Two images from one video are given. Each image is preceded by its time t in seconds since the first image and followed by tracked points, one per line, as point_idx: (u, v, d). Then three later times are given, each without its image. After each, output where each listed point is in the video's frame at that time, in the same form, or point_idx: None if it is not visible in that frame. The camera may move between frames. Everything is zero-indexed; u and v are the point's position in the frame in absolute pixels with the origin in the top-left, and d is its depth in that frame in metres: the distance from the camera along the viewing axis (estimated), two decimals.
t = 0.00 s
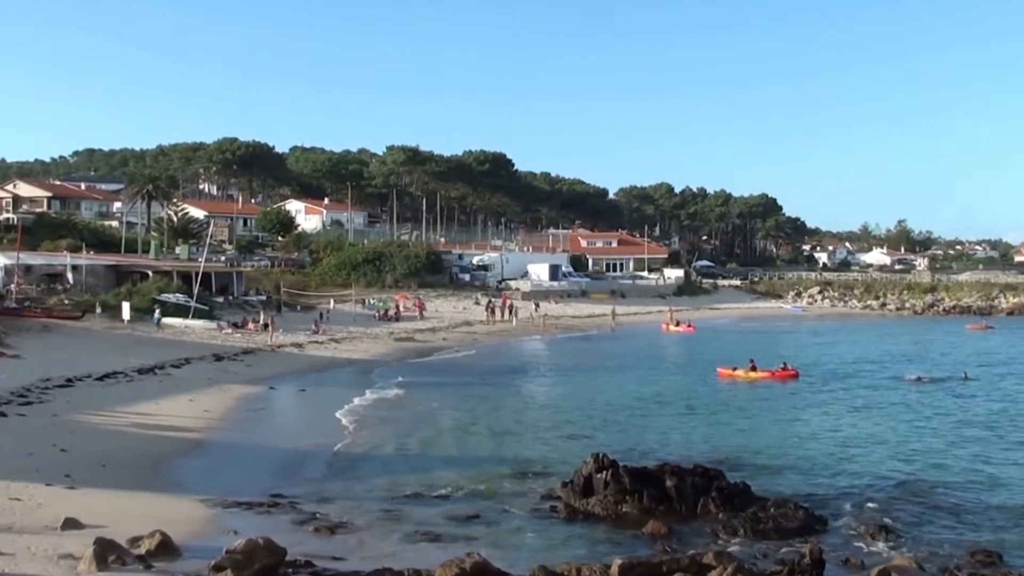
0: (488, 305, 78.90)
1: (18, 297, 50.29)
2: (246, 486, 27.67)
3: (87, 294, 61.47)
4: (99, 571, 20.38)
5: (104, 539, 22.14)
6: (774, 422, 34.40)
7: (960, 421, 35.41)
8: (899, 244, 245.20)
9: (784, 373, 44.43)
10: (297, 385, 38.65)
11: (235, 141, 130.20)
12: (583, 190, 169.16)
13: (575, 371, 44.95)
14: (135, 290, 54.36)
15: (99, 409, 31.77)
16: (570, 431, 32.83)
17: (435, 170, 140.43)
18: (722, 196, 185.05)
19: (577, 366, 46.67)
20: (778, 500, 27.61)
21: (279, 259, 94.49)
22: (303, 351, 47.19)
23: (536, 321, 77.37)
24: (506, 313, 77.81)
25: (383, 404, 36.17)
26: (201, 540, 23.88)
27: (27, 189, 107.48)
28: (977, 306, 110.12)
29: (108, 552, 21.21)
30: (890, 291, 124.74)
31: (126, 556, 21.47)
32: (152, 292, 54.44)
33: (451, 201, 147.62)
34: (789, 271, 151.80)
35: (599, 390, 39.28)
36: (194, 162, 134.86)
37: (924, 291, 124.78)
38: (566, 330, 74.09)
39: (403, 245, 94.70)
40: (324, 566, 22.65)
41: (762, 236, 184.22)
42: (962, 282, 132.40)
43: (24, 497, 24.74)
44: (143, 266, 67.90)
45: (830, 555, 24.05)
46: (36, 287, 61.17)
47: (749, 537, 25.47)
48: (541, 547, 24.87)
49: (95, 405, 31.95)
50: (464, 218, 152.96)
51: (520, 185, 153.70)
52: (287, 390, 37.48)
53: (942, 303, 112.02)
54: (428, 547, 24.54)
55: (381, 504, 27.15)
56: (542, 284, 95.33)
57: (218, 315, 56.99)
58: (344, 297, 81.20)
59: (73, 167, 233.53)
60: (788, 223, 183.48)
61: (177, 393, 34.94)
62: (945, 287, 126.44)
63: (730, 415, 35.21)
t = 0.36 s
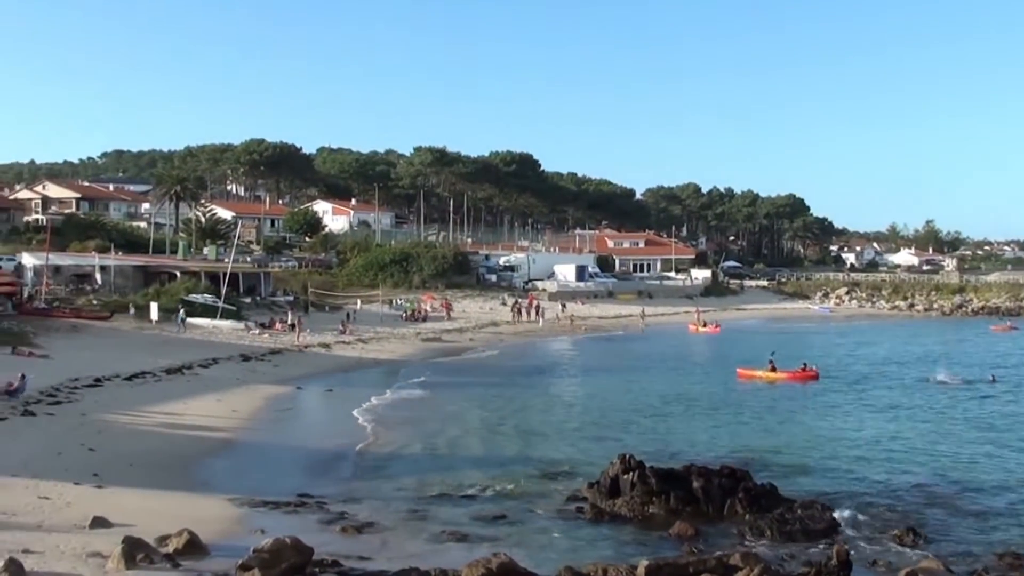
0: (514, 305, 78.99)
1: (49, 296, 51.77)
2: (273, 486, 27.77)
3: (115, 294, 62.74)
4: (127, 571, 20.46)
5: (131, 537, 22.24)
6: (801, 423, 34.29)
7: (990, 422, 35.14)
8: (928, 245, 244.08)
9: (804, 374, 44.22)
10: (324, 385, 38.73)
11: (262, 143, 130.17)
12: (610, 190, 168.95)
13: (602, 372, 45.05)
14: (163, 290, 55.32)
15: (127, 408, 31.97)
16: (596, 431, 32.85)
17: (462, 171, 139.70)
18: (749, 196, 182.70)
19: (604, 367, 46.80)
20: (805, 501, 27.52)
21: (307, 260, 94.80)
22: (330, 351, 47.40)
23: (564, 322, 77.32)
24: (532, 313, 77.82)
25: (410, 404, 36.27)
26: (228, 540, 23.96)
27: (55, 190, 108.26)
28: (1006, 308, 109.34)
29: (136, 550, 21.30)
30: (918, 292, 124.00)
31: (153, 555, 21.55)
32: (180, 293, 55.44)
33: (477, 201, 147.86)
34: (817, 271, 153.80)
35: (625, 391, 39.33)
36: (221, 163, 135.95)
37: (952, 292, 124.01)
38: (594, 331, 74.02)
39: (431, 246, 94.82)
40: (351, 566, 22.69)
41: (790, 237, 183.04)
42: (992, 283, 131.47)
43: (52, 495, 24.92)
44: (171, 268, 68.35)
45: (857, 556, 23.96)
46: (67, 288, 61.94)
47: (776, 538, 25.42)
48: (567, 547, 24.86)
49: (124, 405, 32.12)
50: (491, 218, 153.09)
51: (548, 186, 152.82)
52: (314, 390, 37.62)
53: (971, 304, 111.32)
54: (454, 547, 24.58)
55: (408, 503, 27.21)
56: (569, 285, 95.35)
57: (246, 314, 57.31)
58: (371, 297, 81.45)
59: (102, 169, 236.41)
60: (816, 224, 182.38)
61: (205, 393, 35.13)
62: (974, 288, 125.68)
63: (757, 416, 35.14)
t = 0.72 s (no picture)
0: (543, 306, 79.38)
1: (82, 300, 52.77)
2: (303, 486, 27.83)
3: (145, 294, 62.98)
4: (156, 570, 20.50)
5: (161, 537, 22.29)
6: (831, 424, 34.22)
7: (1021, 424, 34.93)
8: (958, 246, 244.74)
9: (827, 375, 44.20)
10: (353, 385, 38.86)
11: (292, 143, 131.87)
12: (640, 190, 168.97)
13: (631, 371, 45.23)
14: (194, 291, 55.64)
15: (157, 408, 32.17)
16: (625, 431, 32.88)
17: (492, 171, 142.00)
18: (778, 196, 183.27)
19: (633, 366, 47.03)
20: (835, 503, 27.47)
21: (337, 261, 95.26)
22: (360, 351, 47.69)
23: (595, 323, 77.34)
24: (561, 314, 78.10)
25: (440, 404, 36.38)
26: (257, 540, 23.98)
27: (86, 191, 109.51)
28: None
29: (166, 550, 21.33)
30: (948, 292, 123.47)
31: (183, 554, 21.58)
32: (210, 293, 56.00)
33: (507, 202, 147.85)
34: (849, 271, 155.97)
35: (653, 391, 39.45)
36: (252, 163, 138.09)
37: (982, 293, 123.36)
38: (625, 331, 74.02)
39: (460, 246, 95.02)
40: (380, 566, 22.70)
41: (820, 237, 182.15)
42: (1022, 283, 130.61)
43: (83, 495, 25.04)
44: (202, 268, 68.57)
45: (888, 558, 23.85)
46: (99, 288, 62.67)
47: (807, 540, 25.35)
48: (596, 548, 24.84)
49: (154, 406, 32.31)
50: (520, 219, 153.57)
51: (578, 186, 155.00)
52: (344, 390, 37.76)
53: (1001, 305, 110.73)
54: (483, 547, 24.59)
55: (437, 504, 27.24)
56: (597, 285, 95.10)
57: (276, 316, 57.79)
58: (401, 297, 81.72)
59: (132, 169, 240.31)
60: (845, 225, 181.23)
61: (234, 393, 35.29)
62: (1004, 289, 125.01)
63: (787, 416, 35.10)
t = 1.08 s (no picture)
0: (571, 306, 79.60)
1: (113, 304, 53.35)
2: (333, 486, 27.91)
3: (175, 294, 63.54)
4: (186, 569, 20.54)
5: (191, 537, 22.29)
6: (860, 425, 34.13)
7: None
8: (989, 245, 243.36)
9: (848, 375, 44.17)
10: (382, 385, 39.02)
11: (320, 144, 134.43)
12: (669, 190, 168.96)
13: (659, 371, 45.34)
14: (224, 290, 56.12)
15: (186, 408, 32.43)
16: (655, 432, 32.90)
17: (520, 172, 143.08)
18: (808, 196, 182.28)
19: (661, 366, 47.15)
20: (864, 505, 27.35)
21: (366, 261, 95.68)
22: (389, 351, 47.99)
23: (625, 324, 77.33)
24: (589, 314, 78.34)
25: (470, 404, 36.50)
26: (286, 539, 23.97)
27: (115, 191, 110.58)
28: None
29: (196, 549, 21.34)
30: (977, 293, 122.76)
31: (213, 553, 21.62)
32: (239, 293, 56.47)
33: (535, 203, 148.64)
34: (878, 271, 155.66)
35: (681, 391, 39.54)
36: (281, 164, 140.20)
37: (1012, 293, 122.50)
38: (654, 331, 73.96)
39: (488, 246, 95.06)
40: (410, 565, 22.68)
41: (849, 237, 181.10)
42: None
43: (113, 494, 25.16)
44: (231, 268, 69.05)
45: (918, 560, 23.71)
46: (128, 288, 63.29)
47: (836, 541, 25.26)
48: (625, 549, 24.76)
49: (184, 405, 32.55)
50: (549, 220, 153.65)
51: (605, 186, 155.25)
52: (373, 390, 37.95)
53: None
54: (511, 546, 24.57)
55: (466, 504, 27.25)
56: (626, 286, 94.78)
57: (304, 316, 58.23)
58: (430, 297, 81.96)
59: (164, 169, 243.09)
60: (875, 224, 178.96)
61: (263, 393, 35.57)
62: None
63: (816, 417, 35.03)
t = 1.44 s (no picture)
0: (597, 306, 79.59)
1: (139, 304, 53.66)
2: (361, 484, 28.00)
3: (202, 294, 63.99)
4: (213, 568, 20.54)
5: (217, 535, 22.33)
6: (887, 426, 33.96)
7: None
8: (1017, 245, 241.52)
9: (868, 375, 44.02)
10: (409, 385, 39.19)
11: (347, 144, 135.75)
12: (695, 190, 169.01)
13: (685, 371, 45.35)
14: (250, 289, 56.56)
15: (213, 407, 32.63)
16: (680, 432, 32.82)
17: (546, 172, 142.70)
18: (834, 196, 181.42)
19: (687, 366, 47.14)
20: (890, 506, 27.30)
21: (392, 260, 95.95)
22: (416, 351, 48.16)
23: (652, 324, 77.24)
24: (615, 314, 78.48)
25: (497, 404, 36.57)
26: (312, 538, 24.00)
27: (142, 191, 111.54)
28: None
29: (222, 548, 21.37)
30: (1006, 292, 121.92)
31: (239, 552, 21.61)
32: (266, 293, 56.80)
33: (560, 202, 149.09)
34: (904, 271, 154.55)
35: (708, 391, 39.53)
36: (307, 164, 141.28)
37: None
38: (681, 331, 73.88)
39: (514, 246, 95.08)
40: (436, 565, 22.66)
41: (875, 236, 179.84)
42: None
43: (140, 493, 25.29)
44: (258, 268, 69.42)
45: (945, 561, 23.63)
46: (156, 288, 63.76)
47: (863, 541, 25.16)
48: (651, 549, 24.70)
49: (211, 404, 32.78)
50: (575, 220, 153.84)
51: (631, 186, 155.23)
52: (400, 390, 38.07)
53: None
54: (537, 546, 24.56)
55: (492, 504, 27.25)
56: (652, 285, 94.88)
57: (330, 315, 58.47)
58: (456, 297, 82.11)
59: (191, 170, 244.98)
60: (902, 223, 177.09)
61: (290, 392, 35.76)
62: None
63: (841, 418, 34.92)
